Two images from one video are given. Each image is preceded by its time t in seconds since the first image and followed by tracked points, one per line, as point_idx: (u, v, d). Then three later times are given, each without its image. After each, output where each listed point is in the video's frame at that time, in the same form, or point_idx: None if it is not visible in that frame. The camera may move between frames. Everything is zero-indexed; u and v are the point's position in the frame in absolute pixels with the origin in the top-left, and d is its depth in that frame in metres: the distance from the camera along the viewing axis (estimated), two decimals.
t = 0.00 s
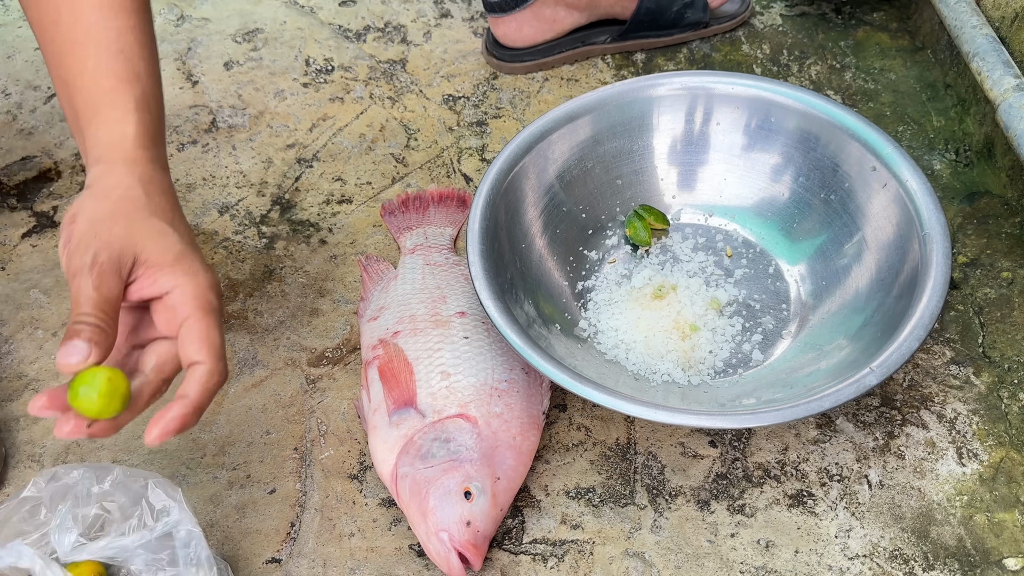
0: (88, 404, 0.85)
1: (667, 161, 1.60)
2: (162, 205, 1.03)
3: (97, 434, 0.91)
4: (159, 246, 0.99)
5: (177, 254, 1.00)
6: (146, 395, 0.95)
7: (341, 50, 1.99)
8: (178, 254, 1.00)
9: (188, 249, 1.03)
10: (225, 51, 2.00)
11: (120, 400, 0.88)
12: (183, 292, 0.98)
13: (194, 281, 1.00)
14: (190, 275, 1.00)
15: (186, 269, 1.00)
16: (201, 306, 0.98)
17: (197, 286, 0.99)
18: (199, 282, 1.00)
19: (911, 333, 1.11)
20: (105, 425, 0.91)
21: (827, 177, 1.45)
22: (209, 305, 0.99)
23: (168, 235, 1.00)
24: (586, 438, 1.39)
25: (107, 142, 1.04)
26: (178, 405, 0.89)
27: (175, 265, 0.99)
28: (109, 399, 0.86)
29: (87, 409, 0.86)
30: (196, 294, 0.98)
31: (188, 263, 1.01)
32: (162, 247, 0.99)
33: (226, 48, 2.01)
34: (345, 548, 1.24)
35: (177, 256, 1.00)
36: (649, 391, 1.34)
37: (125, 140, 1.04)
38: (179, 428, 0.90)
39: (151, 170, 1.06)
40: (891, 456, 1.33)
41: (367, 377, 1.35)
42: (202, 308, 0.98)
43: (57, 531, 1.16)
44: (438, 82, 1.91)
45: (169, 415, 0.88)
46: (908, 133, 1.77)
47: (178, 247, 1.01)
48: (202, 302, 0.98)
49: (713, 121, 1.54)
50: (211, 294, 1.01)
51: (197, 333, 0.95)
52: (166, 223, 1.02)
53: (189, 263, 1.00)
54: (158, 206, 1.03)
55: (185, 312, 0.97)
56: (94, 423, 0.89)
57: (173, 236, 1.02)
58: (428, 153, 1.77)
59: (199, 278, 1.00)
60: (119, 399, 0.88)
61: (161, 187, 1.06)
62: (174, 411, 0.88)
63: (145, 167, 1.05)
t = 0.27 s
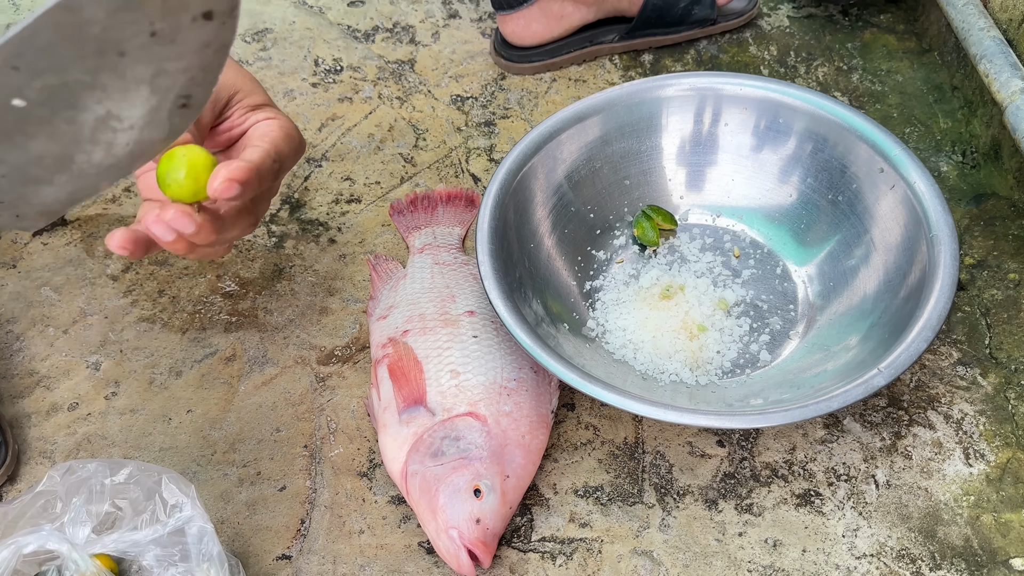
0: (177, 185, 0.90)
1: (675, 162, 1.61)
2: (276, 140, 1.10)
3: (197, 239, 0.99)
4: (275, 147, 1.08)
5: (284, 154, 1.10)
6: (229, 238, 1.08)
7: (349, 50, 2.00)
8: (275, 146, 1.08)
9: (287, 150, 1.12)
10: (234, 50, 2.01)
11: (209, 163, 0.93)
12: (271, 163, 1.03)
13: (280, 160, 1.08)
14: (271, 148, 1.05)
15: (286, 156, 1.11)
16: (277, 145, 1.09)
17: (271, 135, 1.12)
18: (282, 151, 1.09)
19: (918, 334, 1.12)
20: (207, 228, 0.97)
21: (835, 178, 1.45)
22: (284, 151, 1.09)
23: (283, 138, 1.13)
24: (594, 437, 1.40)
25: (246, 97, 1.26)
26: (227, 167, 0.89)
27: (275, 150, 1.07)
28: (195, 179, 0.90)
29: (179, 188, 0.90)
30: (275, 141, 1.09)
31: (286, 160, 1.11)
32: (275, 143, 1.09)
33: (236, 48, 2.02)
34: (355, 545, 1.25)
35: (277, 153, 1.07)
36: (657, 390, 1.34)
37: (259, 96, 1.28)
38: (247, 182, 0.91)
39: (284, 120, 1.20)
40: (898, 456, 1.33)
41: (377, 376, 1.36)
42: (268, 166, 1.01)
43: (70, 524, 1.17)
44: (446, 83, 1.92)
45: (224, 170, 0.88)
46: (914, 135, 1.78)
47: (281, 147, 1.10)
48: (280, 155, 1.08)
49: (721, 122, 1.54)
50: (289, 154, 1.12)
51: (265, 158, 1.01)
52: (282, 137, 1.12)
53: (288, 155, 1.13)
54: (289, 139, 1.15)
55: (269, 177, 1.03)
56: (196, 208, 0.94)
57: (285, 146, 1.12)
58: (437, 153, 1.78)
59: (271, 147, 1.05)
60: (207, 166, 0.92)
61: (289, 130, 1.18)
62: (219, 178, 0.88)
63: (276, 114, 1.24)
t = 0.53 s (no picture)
0: (192, 141, 0.91)
1: (680, 169, 1.62)
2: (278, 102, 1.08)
3: (206, 199, 1.01)
4: (280, 109, 1.06)
5: (285, 114, 1.08)
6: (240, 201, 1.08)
7: (356, 57, 2.01)
8: (278, 109, 1.06)
9: (289, 113, 1.09)
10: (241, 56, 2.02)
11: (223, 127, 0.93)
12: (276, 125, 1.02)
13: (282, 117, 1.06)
14: (274, 111, 1.04)
15: (288, 117, 1.09)
16: (281, 107, 1.07)
17: (275, 94, 1.09)
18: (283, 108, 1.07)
19: (922, 343, 1.13)
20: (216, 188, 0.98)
21: (839, 186, 1.46)
22: (286, 111, 1.08)
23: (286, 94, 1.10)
24: (600, 443, 1.41)
25: (251, 61, 1.23)
26: (244, 133, 0.91)
27: (278, 112, 1.05)
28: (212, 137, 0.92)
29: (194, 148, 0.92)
30: (279, 101, 1.08)
31: (288, 120, 1.09)
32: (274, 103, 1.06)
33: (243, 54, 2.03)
34: (362, 550, 1.26)
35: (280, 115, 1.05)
36: (663, 397, 1.35)
37: (265, 61, 1.24)
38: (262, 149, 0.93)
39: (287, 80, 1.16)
40: (901, 463, 1.34)
41: (384, 381, 1.37)
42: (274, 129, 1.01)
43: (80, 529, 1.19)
44: (452, 89, 1.93)
45: (240, 140, 0.90)
46: (918, 143, 1.79)
47: (282, 108, 1.07)
48: (282, 113, 1.07)
49: (726, 129, 1.56)
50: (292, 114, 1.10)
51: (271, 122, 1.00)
52: (284, 97, 1.10)
53: (290, 117, 1.10)
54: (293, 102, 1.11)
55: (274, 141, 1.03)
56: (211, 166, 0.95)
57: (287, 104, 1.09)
58: (443, 159, 1.79)
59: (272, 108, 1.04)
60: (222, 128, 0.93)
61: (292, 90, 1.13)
62: (234, 147, 0.90)
63: (281, 74, 1.19)
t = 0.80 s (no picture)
0: (179, 132, 0.78)
1: (686, 172, 1.63)
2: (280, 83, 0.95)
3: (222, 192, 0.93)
4: (285, 92, 0.95)
5: (288, 92, 0.95)
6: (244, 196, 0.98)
7: (363, 61, 2.02)
8: (280, 91, 0.94)
9: (299, 95, 0.99)
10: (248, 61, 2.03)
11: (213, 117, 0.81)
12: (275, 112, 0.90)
13: (285, 102, 0.95)
14: (277, 94, 0.93)
15: (294, 99, 0.98)
16: (282, 88, 0.94)
17: (279, 72, 0.97)
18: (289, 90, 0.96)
19: (928, 346, 1.13)
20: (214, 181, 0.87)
21: (845, 190, 1.47)
22: (286, 92, 0.94)
23: (295, 73, 0.99)
24: (607, 446, 1.41)
25: (252, 36, 1.11)
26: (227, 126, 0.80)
27: (281, 94, 0.94)
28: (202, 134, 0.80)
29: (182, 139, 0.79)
30: (281, 80, 0.95)
31: (293, 103, 0.97)
32: (278, 85, 0.94)
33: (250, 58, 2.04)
34: (371, 551, 1.26)
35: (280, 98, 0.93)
36: (669, 399, 1.36)
37: (269, 37, 1.13)
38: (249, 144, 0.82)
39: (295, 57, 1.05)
40: (908, 466, 1.35)
41: (392, 384, 1.38)
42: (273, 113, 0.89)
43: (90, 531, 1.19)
44: (458, 93, 1.94)
45: (224, 134, 0.79)
46: (923, 147, 1.80)
47: (286, 89, 0.95)
48: (285, 95, 0.94)
49: (732, 133, 1.56)
50: (295, 92, 0.97)
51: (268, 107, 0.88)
52: (290, 74, 0.98)
53: (291, 94, 0.96)
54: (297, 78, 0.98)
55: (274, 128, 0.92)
56: (201, 158, 0.83)
57: (293, 83, 0.97)
58: (449, 163, 1.80)
59: (272, 91, 0.92)
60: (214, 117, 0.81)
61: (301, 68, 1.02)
62: (217, 141, 0.79)
63: (290, 51, 1.09)
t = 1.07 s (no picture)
0: (161, 150, 0.73)
1: (690, 176, 1.63)
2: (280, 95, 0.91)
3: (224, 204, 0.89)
4: (281, 104, 0.90)
5: (284, 104, 0.91)
6: (251, 209, 0.94)
7: (367, 65, 2.03)
8: (277, 105, 0.90)
9: (297, 106, 0.94)
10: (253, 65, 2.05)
11: (198, 133, 0.76)
12: (269, 126, 0.86)
13: (281, 115, 0.90)
14: (271, 107, 0.88)
15: (293, 110, 0.93)
16: (278, 100, 0.90)
17: (275, 82, 0.93)
18: (286, 102, 0.91)
19: (933, 349, 1.14)
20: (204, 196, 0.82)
21: (849, 194, 1.48)
22: (282, 104, 0.90)
23: (293, 83, 0.94)
24: (612, 449, 1.42)
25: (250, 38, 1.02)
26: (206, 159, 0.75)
27: (277, 107, 0.90)
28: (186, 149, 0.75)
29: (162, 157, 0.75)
30: (277, 92, 0.91)
31: (291, 114, 0.93)
32: (275, 98, 0.90)
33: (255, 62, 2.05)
34: (376, 554, 1.27)
35: (274, 113, 0.88)
36: (674, 402, 1.36)
37: (270, 35, 1.04)
38: (231, 164, 0.78)
39: (293, 61, 0.99)
40: (912, 468, 1.35)
41: (398, 387, 1.38)
42: (263, 128, 0.85)
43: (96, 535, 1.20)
44: (463, 97, 1.95)
45: (202, 160, 0.75)
46: (926, 150, 1.80)
47: (283, 100, 0.91)
48: (281, 107, 0.90)
49: (737, 137, 1.57)
50: (293, 103, 0.92)
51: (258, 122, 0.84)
52: (286, 85, 0.93)
53: (289, 106, 0.92)
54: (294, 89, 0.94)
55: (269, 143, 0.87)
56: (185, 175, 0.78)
57: (291, 93, 0.93)
58: (454, 166, 1.81)
59: (266, 104, 0.88)
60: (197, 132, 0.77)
61: (302, 75, 0.97)
62: (199, 164, 0.75)
63: (290, 52, 1.02)
